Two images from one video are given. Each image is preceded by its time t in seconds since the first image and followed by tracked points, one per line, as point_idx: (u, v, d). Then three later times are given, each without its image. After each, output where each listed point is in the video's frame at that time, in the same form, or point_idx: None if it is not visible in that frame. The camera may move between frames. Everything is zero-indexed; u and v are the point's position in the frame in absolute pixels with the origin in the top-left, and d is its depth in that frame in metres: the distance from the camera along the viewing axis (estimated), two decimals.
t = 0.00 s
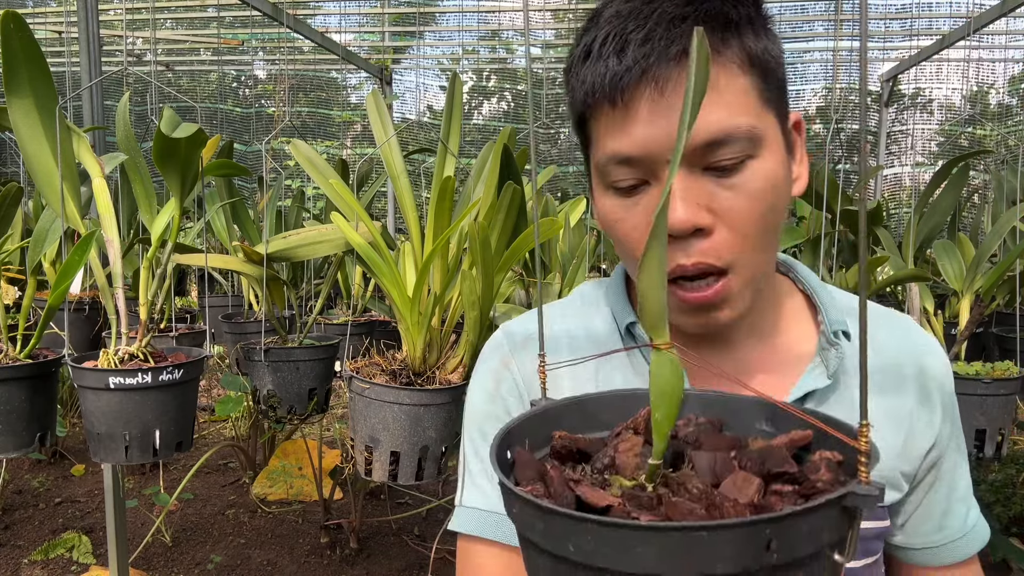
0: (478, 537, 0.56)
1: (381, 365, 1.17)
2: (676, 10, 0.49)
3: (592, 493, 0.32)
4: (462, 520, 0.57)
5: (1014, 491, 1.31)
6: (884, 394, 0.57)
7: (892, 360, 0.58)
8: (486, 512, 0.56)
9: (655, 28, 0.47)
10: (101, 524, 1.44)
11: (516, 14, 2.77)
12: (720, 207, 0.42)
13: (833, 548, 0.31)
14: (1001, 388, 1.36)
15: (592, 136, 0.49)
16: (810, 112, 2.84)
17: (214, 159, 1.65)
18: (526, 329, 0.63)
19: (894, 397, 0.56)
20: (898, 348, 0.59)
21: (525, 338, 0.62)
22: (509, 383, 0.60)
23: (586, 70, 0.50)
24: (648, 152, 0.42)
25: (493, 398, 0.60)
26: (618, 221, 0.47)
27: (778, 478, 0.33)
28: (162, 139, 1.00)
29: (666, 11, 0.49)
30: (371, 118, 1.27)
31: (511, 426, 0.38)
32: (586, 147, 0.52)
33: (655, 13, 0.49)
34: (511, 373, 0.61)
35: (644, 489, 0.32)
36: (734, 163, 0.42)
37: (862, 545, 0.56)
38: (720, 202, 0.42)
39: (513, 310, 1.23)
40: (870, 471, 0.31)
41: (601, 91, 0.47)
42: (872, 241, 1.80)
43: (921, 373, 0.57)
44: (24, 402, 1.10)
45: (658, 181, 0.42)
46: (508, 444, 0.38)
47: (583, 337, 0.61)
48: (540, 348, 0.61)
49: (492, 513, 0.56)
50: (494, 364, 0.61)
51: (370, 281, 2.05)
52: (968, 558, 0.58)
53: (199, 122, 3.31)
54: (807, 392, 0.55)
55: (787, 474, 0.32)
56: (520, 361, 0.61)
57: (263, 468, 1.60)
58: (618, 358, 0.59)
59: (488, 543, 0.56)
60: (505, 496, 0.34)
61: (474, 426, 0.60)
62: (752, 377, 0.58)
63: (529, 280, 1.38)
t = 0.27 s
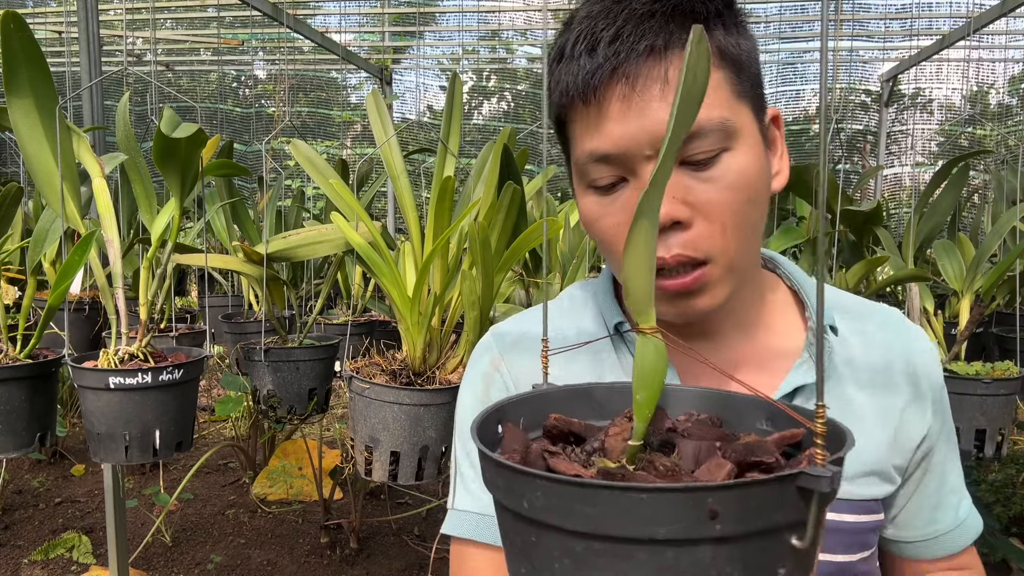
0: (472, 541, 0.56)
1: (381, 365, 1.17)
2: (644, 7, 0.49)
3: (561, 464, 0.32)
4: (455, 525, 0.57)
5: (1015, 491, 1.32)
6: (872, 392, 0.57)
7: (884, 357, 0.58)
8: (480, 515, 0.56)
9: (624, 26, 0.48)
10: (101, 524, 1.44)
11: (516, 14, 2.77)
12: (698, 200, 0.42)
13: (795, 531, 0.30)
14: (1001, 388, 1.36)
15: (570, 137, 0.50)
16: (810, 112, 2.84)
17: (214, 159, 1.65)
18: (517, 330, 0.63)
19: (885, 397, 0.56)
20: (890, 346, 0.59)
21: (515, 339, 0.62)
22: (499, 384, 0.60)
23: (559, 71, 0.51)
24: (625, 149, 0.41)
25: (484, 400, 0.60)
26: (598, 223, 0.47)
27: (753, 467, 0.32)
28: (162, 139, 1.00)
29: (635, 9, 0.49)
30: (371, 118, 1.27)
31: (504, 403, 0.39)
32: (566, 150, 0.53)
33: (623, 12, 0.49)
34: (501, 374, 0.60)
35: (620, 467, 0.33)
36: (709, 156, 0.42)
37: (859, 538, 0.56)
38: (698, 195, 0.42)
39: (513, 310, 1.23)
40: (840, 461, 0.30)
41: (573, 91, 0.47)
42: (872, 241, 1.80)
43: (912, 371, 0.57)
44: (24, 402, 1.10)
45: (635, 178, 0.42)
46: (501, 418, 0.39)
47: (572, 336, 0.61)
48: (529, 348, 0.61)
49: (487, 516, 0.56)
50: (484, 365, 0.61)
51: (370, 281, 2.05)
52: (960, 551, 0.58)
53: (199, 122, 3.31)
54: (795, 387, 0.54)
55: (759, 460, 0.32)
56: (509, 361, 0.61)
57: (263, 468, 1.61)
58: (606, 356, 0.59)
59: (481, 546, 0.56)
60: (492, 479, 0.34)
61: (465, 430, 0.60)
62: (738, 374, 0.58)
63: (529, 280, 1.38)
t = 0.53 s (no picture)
0: (469, 558, 0.55)
1: (381, 365, 1.17)
2: (611, 21, 0.49)
3: (554, 476, 0.33)
4: (451, 542, 0.56)
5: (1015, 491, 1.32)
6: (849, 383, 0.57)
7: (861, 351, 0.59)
8: (476, 531, 0.55)
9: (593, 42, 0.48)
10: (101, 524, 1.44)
11: (516, 14, 2.77)
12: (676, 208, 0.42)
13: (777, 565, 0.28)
14: (1001, 388, 1.36)
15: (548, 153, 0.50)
16: (810, 112, 2.84)
17: (214, 159, 1.65)
18: (501, 342, 0.61)
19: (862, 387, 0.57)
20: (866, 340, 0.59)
21: (500, 352, 0.60)
22: (487, 398, 0.58)
23: (532, 87, 0.51)
24: (600, 163, 0.42)
25: (473, 415, 0.58)
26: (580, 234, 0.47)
27: (752, 497, 0.30)
28: (162, 139, 1.00)
29: (601, 22, 0.50)
30: (371, 118, 1.27)
31: (522, 411, 0.40)
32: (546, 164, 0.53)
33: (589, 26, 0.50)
34: (488, 389, 0.58)
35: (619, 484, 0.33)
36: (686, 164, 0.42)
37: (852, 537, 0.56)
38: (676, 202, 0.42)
39: (513, 310, 1.23)
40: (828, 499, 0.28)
41: (549, 107, 0.48)
42: (872, 241, 1.80)
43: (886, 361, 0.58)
44: (24, 401, 1.10)
45: (615, 190, 0.42)
46: (517, 425, 0.39)
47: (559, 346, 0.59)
48: (517, 360, 0.59)
49: (483, 533, 0.55)
50: (470, 378, 0.59)
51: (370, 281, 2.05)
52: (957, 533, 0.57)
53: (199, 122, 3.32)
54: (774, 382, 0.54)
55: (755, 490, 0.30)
56: (496, 374, 0.59)
57: (262, 468, 1.60)
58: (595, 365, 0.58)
59: (478, 564, 0.55)
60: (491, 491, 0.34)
61: (457, 445, 0.58)
62: (725, 375, 0.58)
63: (529, 280, 1.38)
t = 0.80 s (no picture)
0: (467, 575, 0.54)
1: (382, 365, 1.18)
2: (569, 37, 0.47)
3: (552, 484, 0.33)
4: (447, 561, 0.55)
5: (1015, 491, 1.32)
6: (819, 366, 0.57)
7: (834, 330, 0.58)
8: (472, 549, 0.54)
9: (552, 58, 0.46)
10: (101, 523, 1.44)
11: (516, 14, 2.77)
12: (648, 221, 0.42)
13: None
14: (1001, 388, 1.36)
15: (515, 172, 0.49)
16: (810, 112, 2.84)
17: (214, 159, 1.64)
18: (485, 356, 0.59)
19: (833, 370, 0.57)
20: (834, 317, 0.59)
21: (485, 366, 0.59)
22: (474, 413, 0.57)
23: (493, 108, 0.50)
24: (572, 180, 0.42)
25: (462, 431, 0.58)
26: (554, 253, 0.47)
27: (755, 532, 0.30)
28: (162, 139, 1.00)
29: (558, 39, 0.48)
30: (371, 118, 1.28)
31: (538, 420, 0.41)
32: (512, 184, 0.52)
33: (548, 44, 0.48)
34: (474, 404, 0.58)
35: (623, 504, 0.33)
36: (656, 175, 0.41)
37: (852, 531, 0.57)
38: (649, 215, 0.42)
39: (513, 310, 1.23)
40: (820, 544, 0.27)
41: (511, 130, 0.47)
42: (872, 241, 1.80)
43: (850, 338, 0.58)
44: (24, 401, 1.10)
45: (587, 208, 0.42)
46: (531, 434, 0.40)
47: (543, 357, 0.58)
48: (503, 374, 0.58)
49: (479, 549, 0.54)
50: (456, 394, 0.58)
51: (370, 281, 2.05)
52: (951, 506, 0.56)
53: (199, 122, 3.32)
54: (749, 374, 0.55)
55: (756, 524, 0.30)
56: (481, 389, 0.58)
57: (262, 468, 1.60)
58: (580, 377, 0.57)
59: None
60: (493, 504, 0.35)
61: (447, 462, 0.58)
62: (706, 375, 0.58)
63: (530, 280, 1.38)
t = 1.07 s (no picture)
0: None
1: (382, 365, 1.18)
2: (528, 49, 0.47)
3: (536, 490, 0.33)
4: None
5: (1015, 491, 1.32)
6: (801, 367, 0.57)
7: (816, 330, 0.58)
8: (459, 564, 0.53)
9: (513, 71, 0.46)
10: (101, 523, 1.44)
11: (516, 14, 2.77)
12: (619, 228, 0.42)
13: None
14: (1001, 388, 1.36)
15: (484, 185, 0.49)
16: (810, 112, 2.84)
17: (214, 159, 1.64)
18: (467, 369, 0.58)
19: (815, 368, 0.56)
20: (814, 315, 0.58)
21: (466, 379, 0.58)
22: (458, 427, 0.57)
23: (457, 123, 0.49)
24: (541, 193, 0.42)
25: (446, 446, 0.57)
26: (530, 265, 0.47)
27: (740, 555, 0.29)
28: (162, 139, 1.00)
29: (518, 51, 0.48)
30: (371, 118, 1.28)
31: (541, 425, 0.41)
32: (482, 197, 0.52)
33: (507, 57, 0.48)
34: (457, 418, 0.57)
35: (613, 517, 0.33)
36: (626, 182, 0.41)
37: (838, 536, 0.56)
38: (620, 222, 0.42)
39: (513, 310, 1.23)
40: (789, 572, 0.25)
41: (476, 144, 0.47)
42: (872, 241, 1.80)
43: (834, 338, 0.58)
44: (24, 401, 1.10)
45: (559, 217, 0.42)
46: (532, 439, 0.40)
47: (524, 369, 0.58)
48: (485, 387, 0.57)
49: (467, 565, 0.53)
50: (440, 409, 0.58)
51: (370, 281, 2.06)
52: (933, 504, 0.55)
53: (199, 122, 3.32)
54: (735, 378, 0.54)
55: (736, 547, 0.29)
56: (463, 402, 0.57)
57: (262, 468, 1.60)
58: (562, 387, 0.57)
59: None
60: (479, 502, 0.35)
61: (434, 477, 0.57)
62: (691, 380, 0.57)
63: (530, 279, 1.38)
